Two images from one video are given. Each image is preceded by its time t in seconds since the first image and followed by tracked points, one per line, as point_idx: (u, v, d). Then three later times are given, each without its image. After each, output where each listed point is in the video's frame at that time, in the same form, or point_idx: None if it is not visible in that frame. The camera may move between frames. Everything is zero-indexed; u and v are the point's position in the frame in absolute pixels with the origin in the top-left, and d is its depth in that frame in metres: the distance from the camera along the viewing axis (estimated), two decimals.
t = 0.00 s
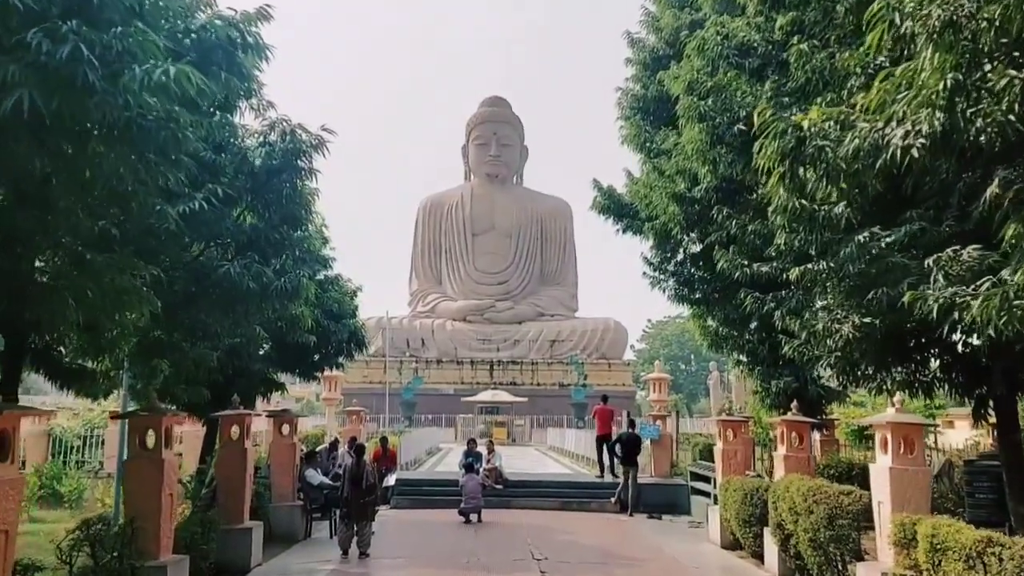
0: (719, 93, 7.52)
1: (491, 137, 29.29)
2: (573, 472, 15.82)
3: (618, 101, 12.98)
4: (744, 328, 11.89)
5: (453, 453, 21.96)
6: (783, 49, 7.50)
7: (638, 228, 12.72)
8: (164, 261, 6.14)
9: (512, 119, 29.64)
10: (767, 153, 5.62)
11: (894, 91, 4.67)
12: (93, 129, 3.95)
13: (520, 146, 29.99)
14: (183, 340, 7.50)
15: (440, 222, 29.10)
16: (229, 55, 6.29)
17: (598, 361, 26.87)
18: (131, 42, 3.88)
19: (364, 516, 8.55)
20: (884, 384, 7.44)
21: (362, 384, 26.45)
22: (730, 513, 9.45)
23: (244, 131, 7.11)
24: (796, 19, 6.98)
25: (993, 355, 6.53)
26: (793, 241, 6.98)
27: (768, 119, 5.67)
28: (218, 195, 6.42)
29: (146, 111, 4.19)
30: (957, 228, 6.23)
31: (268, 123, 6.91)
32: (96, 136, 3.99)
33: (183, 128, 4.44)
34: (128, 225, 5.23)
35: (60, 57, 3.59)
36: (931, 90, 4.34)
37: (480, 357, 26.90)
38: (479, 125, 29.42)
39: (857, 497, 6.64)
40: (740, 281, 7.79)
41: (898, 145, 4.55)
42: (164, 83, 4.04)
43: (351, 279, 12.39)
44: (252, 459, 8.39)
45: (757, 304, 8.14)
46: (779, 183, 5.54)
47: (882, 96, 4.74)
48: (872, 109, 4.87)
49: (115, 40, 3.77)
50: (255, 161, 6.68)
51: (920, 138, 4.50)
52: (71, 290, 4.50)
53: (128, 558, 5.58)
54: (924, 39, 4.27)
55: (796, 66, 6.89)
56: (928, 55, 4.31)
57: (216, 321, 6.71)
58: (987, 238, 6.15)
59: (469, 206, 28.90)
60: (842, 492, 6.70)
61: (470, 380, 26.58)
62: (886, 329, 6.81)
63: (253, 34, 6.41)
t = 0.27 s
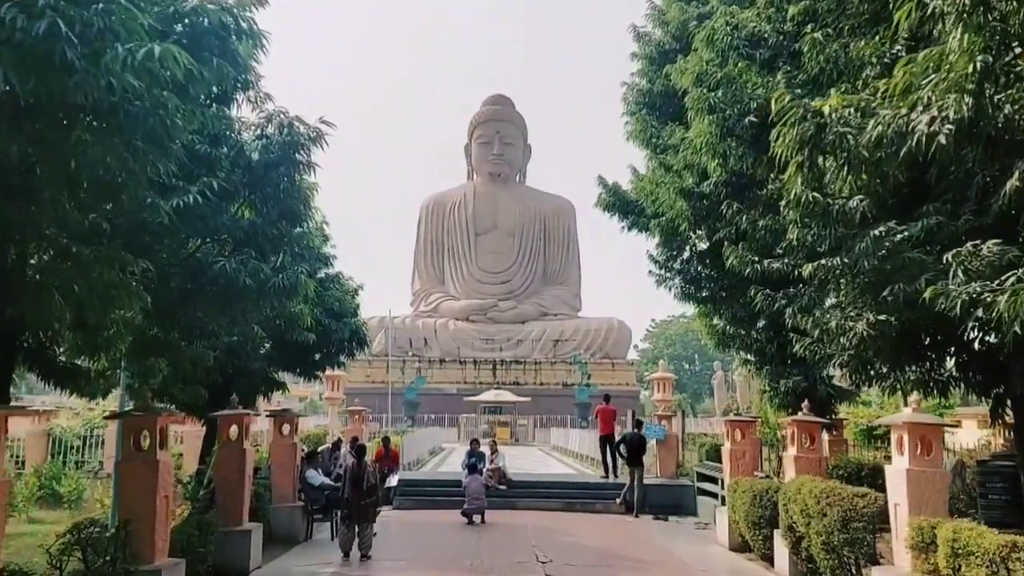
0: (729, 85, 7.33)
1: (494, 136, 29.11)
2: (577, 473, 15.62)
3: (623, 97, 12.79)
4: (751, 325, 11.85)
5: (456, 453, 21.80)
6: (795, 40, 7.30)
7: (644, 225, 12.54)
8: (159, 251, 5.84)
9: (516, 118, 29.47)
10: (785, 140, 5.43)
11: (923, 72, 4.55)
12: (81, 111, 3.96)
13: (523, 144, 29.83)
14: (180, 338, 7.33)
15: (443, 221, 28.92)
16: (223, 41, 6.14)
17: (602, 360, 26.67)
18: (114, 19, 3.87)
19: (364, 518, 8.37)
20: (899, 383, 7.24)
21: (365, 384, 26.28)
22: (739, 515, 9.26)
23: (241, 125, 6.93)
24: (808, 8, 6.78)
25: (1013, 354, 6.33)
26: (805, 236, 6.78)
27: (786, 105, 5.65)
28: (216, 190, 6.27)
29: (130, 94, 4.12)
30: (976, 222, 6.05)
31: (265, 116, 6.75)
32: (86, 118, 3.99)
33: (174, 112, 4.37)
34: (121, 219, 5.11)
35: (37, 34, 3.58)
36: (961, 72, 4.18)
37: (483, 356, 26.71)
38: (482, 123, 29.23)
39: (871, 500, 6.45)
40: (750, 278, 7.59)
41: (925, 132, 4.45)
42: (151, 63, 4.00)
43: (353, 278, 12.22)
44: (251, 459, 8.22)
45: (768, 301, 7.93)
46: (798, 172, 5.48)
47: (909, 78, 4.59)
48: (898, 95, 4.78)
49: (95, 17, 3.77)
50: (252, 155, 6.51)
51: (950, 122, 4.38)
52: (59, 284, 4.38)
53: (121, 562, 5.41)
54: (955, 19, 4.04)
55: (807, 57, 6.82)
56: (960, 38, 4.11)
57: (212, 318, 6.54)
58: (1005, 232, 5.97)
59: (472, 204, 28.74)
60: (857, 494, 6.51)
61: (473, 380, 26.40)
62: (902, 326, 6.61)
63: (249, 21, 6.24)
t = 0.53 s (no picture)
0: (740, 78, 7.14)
1: (497, 137, 28.95)
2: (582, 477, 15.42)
3: (628, 95, 12.60)
4: (758, 326, 11.69)
5: (459, 456, 21.60)
6: (807, 33, 7.09)
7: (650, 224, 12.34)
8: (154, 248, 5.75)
9: (518, 119, 29.31)
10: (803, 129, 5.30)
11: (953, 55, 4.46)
12: (67, 95, 3.81)
13: (527, 146, 29.66)
14: (176, 337, 7.17)
15: (446, 223, 28.75)
16: (217, 26, 6.01)
17: (606, 363, 26.47)
18: None
19: (365, 523, 8.17)
20: (914, 385, 7.05)
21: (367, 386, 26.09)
22: (748, 520, 9.07)
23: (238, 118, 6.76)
24: None
25: None
26: (819, 233, 6.59)
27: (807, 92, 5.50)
28: (212, 184, 6.10)
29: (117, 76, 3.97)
30: (995, 219, 5.87)
31: (263, 109, 6.57)
32: (74, 103, 3.84)
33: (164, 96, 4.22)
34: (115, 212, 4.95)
35: (16, 11, 3.51)
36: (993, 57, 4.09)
37: (486, 359, 26.51)
38: (485, 124, 29.07)
39: (887, 505, 6.25)
40: (761, 278, 7.39)
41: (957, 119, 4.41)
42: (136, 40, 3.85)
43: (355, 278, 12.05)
44: (249, 462, 8.04)
45: (779, 301, 7.73)
46: (819, 162, 5.13)
47: (935, 62, 4.55)
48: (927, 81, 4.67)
49: None
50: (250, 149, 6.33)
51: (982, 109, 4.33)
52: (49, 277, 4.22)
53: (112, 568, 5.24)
54: None
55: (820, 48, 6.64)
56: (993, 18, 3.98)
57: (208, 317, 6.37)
58: None
59: (475, 206, 28.58)
60: (872, 499, 6.33)
61: (476, 382, 26.20)
62: (919, 327, 6.42)
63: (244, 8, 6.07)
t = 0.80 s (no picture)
0: (753, 70, 6.94)
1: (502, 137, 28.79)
2: (588, 479, 15.24)
3: (636, 92, 12.42)
4: (768, 326, 11.49)
5: (463, 458, 21.44)
6: (821, 23, 6.89)
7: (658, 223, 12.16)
8: (150, 244, 5.71)
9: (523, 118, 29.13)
10: (827, 114, 5.15)
11: (991, 33, 4.31)
12: (53, 78, 3.68)
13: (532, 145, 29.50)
14: (175, 337, 7.01)
15: (451, 223, 28.57)
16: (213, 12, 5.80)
17: (611, 364, 26.28)
18: None
19: (369, 527, 7.97)
20: (932, 386, 6.85)
21: (371, 387, 25.92)
22: (760, 524, 8.86)
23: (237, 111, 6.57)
24: None
25: None
26: (835, 229, 6.38)
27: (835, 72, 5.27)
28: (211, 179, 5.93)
29: (96, 53, 3.75)
30: (1019, 213, 5.65)
31: (262, 101, 6.38)
32: (62, 88, 3.70)
33: (150, 81, 4.06)
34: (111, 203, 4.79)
35: None
36: None
37: (491, 360, 26.32)
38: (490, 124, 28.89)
39: (908, 511, 6.04)
40: (774, 276, 7.19)
41: (990, 102, 4.26)
42: (118, 16, 3.70)
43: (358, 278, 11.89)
44: (250, 465, 7.85)
45: (793, 300, 7.52)
46: (842, 150, 5.06)
47: (971, 42, 4.42)
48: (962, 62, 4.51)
49: None
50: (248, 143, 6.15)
51: (1016, 92, 4.18)
52: (32, 271, 4.02)
53: None
54: None
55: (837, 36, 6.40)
56: None
57: (206, 316, 6.21)
58: None
59: (480, 206, 28.40)
60: (892, 505, 6.12)
61: (481, 384, 26.00)
62: (939, 326, 6.22)
63: None
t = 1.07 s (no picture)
0: (763, 61, 6.77)
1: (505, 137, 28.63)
2: (592, 480, 15.06)
3: (641, 88, 12.24)
4: (775, 325, 11.31)
5: (466, 459, 21.26)
6: (833, 14, 6.72)
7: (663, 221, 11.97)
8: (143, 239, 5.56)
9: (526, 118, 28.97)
10: (846, 97, 4.96)
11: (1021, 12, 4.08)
12: (28, 56, 3.57)
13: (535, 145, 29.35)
14: (170, 335, 6.85)
15: (453, 223, 28.41)
16: None
17: (615, 365, 26.10)
18: None
19: (369, 530, 7.77)
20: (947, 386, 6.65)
21: (373, 388, 25.74)
22: (767, 527, 8.67)
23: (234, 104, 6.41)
24: None
25: None
26: (848, 223, 6.20)
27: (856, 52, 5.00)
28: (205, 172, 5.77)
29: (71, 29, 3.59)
30: None
31: (259, 93, 6.22)
32: (38, 68, 3.59)
33: (133, 61, 4.02)
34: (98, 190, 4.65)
35: None
36: None
37: (494, 360, 26.14)
38: (493, 123, 28.74)
39: (923, 513, 5.86)
40: (784, 272, 7.00)
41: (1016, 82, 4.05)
42: None
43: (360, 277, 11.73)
44: (247, 467, 7.67)
45: (803, 297, 7.34)
46: (863, 136, 4.84)
47: (1003, 20, 4.14)
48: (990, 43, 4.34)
49: None
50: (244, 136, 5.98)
51: None
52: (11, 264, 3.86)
53: None
54: None
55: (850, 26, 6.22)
56: None
57: (201, 313, 6.04)
58: None
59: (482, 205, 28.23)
60: (907, 507, 5.94)
61: (484, 384, 25.82)
62: (954, 324, 6.03)
63: None
